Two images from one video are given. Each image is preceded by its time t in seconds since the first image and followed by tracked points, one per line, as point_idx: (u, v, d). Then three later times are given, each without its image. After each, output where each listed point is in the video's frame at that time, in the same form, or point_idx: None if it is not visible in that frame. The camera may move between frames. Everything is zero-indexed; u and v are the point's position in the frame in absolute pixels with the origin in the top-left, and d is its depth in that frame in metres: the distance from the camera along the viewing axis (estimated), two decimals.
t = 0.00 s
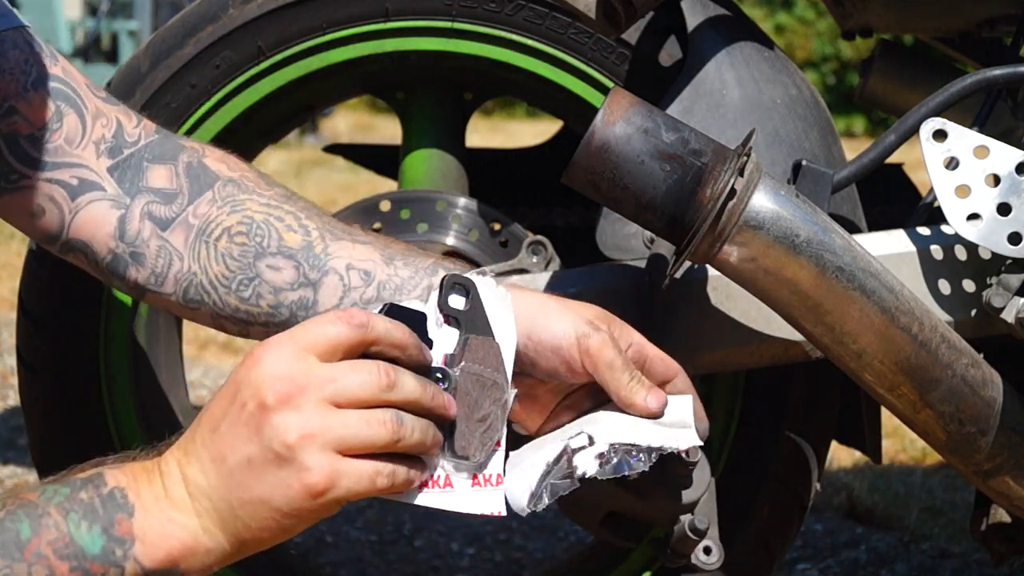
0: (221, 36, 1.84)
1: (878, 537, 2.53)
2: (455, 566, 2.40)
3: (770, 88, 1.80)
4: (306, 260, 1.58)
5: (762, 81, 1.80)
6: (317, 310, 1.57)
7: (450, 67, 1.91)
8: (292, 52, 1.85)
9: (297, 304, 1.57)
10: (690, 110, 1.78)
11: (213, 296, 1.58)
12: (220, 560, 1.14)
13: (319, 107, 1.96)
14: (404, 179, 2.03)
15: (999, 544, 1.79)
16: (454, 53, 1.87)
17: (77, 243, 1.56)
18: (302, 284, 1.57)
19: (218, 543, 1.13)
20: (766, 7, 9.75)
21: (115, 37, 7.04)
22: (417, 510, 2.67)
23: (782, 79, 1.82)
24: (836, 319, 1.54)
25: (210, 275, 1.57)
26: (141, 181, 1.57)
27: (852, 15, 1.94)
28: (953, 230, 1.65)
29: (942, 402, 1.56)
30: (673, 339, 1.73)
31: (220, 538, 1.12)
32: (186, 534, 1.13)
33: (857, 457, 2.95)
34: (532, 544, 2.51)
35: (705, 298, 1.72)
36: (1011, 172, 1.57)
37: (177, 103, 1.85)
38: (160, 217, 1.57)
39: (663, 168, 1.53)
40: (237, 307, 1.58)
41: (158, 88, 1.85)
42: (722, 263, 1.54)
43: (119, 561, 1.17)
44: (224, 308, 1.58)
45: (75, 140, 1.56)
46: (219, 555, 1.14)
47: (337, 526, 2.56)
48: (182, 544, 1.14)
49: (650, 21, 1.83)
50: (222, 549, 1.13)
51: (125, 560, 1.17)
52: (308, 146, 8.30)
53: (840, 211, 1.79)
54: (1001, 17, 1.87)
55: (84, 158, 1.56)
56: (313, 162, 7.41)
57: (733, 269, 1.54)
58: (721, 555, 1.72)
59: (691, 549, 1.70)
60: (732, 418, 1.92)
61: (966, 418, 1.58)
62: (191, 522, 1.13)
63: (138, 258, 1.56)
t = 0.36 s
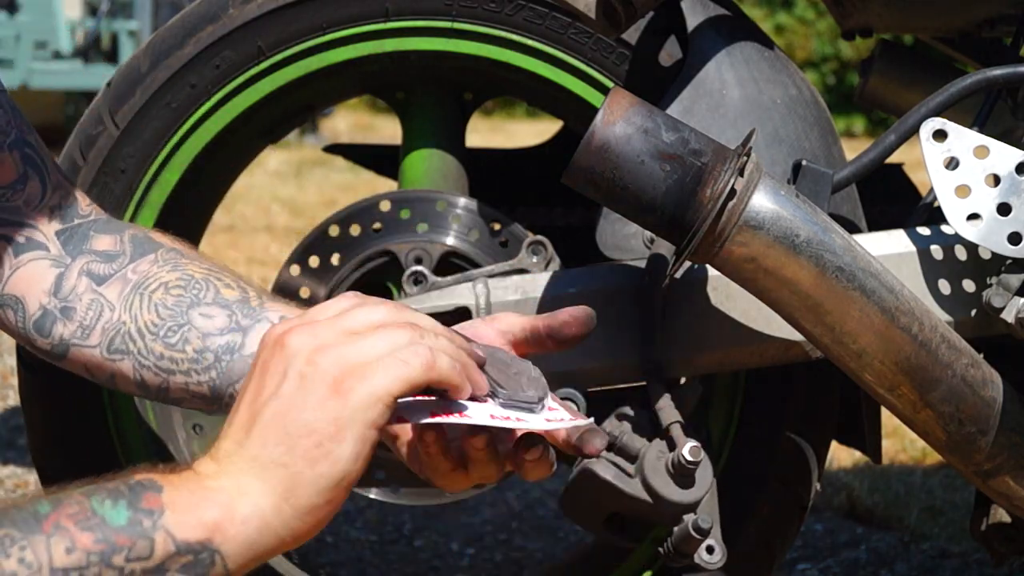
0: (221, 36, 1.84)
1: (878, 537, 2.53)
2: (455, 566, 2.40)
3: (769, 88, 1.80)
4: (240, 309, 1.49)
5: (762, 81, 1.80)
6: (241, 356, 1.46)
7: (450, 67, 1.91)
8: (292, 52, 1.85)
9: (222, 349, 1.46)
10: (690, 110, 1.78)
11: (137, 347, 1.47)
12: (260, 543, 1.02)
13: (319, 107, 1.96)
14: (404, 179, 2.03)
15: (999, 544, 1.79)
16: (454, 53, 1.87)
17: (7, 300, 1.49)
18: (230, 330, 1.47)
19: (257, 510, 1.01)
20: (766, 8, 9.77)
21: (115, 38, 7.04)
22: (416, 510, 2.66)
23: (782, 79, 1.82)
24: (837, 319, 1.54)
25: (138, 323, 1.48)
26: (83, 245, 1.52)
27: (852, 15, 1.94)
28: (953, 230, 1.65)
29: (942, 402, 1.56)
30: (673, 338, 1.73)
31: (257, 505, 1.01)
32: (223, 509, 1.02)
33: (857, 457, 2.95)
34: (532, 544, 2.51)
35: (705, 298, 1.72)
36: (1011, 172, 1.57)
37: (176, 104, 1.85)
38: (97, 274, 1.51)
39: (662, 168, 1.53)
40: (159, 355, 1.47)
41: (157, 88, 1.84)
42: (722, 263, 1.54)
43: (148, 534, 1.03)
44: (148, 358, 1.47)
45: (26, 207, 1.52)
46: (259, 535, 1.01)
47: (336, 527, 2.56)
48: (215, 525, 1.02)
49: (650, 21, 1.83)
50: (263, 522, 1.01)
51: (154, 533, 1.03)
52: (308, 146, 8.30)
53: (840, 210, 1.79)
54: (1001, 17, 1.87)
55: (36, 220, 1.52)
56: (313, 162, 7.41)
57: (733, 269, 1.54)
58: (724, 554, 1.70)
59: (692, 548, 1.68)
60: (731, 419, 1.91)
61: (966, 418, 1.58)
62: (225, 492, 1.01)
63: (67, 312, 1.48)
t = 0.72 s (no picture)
0: (221, 36, 1.84)
1: (878, 537, 2.53)
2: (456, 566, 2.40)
3: (770, 88, 1.80)
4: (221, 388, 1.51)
5: (762, 81, 1.80)
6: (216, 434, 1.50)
7: (450, 67, 1.91)
8: (291, 52, 1.85)
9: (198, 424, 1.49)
10: (690, 110, 1.78)
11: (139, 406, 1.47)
12: (348, 315, 1.04)
13: (319, 107, 1.96)
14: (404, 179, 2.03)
15: (999, 544, 1.79)
16: (455, 53, 1.87)
17: None
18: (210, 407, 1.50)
19: (343, 284, 1.04)
20: (766, 8, 9.78)
21: (115, 38, 7.05)
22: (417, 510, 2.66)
23: (782, 79, 1.82)
24: (836, 319, 1.54)
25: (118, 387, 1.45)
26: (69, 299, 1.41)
27: (852, 15, 1.94)
28: (953, 231, 1.65)
29: (942, 402, 1.56)
30: (672, 338, 1.73)
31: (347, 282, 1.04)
32: (312, 292, 1.05)
33: (857, 457, 2.95)
34: (532, 544, 2.51)
35: (705, 299, 1.72)
36: (1011, 172, 1.57)
37: (176, 104, 1.85)
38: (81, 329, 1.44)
39: (662, 168, 1.53)
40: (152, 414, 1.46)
41: (158, 88, 1.85)
42: (722, 263, 1.54)
43: (232, 299, 1.05)
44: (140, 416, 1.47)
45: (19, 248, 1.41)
46: (347, 306, 1.04)
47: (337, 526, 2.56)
48: (295, 293, 1.05)
49: (650, 21, 1.84)
50: (344, 295, 1.04)
51: (238, 299, 1.05)
52: (308, 146, 8.30)
53: (840, 211, 1.79)
54: (1001, 17, 1.87)
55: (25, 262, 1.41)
56: (313, 162, 7.41)
57: (733, 269, 1.54)
58: (726, 553, 1.70)
59: (693, 549, 1.68)
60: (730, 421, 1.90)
61: (966, 418, 1.58)
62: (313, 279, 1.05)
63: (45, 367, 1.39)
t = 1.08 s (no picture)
0: (221, 35, 1.84)
1: (878, 537, 2.53)
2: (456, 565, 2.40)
3: (769, 88, 1.80)
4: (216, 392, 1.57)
5: (762, 81, 1.80)
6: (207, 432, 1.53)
7: (450, 67, 1.91)
8: (292, 52, 1.85)
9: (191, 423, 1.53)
10: (690, 110, 1.78)
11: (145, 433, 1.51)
12: (402, 258, 1.14)
13: (319, 107, 1.96)
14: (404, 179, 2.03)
15: (999, 543, 1.79)
16: (455, 53, 1.87)
17: None
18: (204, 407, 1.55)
19: (396, 229, 1.15)
20: (766, 8, 9.79)
21: (115, 38, 7.05)
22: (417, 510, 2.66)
23: (782, 79, 1.82)
24: (836, 319, 1.54)
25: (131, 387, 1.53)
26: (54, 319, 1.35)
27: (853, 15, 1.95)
28: (953, 231, 1.65)
29: (942, 402, 1.57)
30: (672, 338, 1.73)
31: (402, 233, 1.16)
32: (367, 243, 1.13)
33: (857, 457, 2.95)
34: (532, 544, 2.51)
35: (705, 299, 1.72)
36: (1011, 172, 1.57)
37: (176, 104, 1.85)
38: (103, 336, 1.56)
39: (663, 168, 1.53)
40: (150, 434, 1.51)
41: (158, 88, 1.84)
42: (721, 263, 1.54)
43: (298, 233, 1.11)
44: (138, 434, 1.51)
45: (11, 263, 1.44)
46: (402, 249, 1.14)
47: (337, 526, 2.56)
48: (351, 234, 1.13)
49: (650, 21, 1.84)
50: (397, 238, 1.14)
51: (303, 233, 1.11)
52: (308, 146, 8.30)
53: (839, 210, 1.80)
54: (1001, 17, 1.87)
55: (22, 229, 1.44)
56: (313, 162, 7.41)
57: (734, 269, 1.54)
58: (725, 553, 1.71)
59: (692, 549, 1.68)
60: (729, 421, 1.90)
61: (966, 417, 1.58)
62: (369, 230, 1.15)
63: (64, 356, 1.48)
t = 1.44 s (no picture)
0: (221, 35, 1.84)
1: (879, 537, 2.53)
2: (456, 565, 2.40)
3: (769, 88, 1.80)
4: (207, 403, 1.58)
5: (762, 81, 1.80)
6: (200, 440, 1.54)
7: (450, 67, 1.91)
8: (292, 51, 1.85)
9: (183, 431, 1.54)
10: (690, 110, 1.78)
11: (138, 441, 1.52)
12: (391, 282, 1.15)
13: (319, 107, 1.96)
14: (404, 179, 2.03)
15: (999, 543, 1.79)
16: (455, 53, 1.87)
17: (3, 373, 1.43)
18: (196, 415, 1.56)
19: (385, 251, 1.17)
20: (765, 8, 9.79)
21: (115, 38, 7.05)
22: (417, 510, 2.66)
23: (781, 79, 1.82)
24: (837, 319, 1.54)
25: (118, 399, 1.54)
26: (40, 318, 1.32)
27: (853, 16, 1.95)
28: (953, 230, 1.65)
29: (942, 402, 1.57)
30: (672, 339, 1.73)
31: (392, 250, 1.17)
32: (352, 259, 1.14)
33: (857, 457, 2.95)
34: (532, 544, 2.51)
35: (705, 299, 1.72)
36: (1011, 172, 1.57)
37: (176, 104, 1.85)
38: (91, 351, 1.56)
39: (663, 168, 1.53)
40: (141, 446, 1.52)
41: (158, 88, 1.85)
42: (721, 263, 1.54)
43: (292, 250, 1.12)
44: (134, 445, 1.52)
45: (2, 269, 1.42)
46: (390, 270, 1.15)
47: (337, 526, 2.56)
48: (341, 256, 1.14)
49: (650, 21, 1.84)
50: (387, 262, 1.16)
51: (296, 251, 1.13)
52: (308, 147, 8.30)
53: (839, 210, 1.80)
54: (1001, 17, 1.87)
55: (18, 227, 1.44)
56: (313, 162, 7.41)
57: (734, 269, 1.54)
58: (724, 553, 1.71)
59: (691, 549, 1.68)
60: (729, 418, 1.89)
61: (966, 417, 1.58)
62: (354, 249, 1.16)
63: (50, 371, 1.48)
